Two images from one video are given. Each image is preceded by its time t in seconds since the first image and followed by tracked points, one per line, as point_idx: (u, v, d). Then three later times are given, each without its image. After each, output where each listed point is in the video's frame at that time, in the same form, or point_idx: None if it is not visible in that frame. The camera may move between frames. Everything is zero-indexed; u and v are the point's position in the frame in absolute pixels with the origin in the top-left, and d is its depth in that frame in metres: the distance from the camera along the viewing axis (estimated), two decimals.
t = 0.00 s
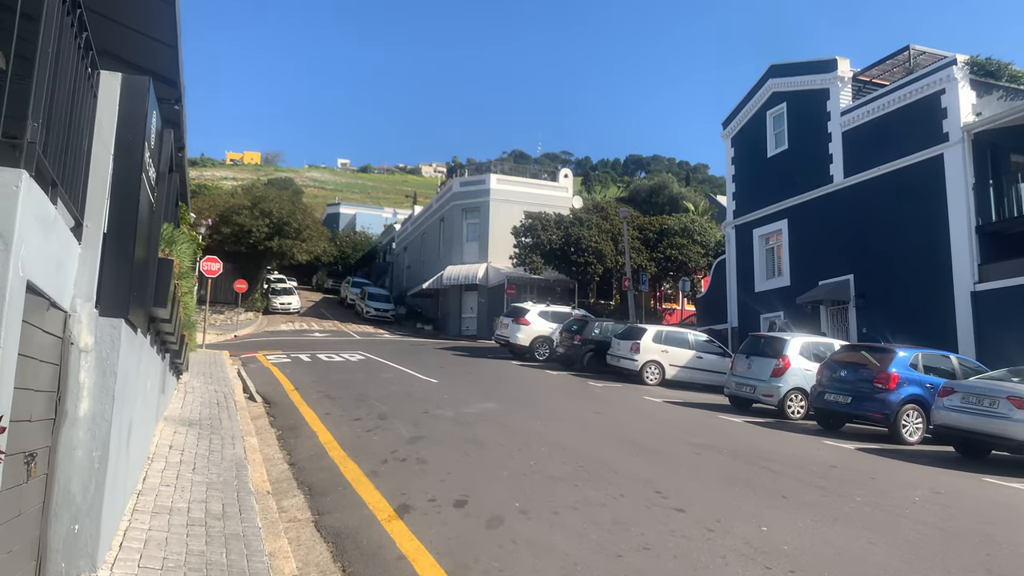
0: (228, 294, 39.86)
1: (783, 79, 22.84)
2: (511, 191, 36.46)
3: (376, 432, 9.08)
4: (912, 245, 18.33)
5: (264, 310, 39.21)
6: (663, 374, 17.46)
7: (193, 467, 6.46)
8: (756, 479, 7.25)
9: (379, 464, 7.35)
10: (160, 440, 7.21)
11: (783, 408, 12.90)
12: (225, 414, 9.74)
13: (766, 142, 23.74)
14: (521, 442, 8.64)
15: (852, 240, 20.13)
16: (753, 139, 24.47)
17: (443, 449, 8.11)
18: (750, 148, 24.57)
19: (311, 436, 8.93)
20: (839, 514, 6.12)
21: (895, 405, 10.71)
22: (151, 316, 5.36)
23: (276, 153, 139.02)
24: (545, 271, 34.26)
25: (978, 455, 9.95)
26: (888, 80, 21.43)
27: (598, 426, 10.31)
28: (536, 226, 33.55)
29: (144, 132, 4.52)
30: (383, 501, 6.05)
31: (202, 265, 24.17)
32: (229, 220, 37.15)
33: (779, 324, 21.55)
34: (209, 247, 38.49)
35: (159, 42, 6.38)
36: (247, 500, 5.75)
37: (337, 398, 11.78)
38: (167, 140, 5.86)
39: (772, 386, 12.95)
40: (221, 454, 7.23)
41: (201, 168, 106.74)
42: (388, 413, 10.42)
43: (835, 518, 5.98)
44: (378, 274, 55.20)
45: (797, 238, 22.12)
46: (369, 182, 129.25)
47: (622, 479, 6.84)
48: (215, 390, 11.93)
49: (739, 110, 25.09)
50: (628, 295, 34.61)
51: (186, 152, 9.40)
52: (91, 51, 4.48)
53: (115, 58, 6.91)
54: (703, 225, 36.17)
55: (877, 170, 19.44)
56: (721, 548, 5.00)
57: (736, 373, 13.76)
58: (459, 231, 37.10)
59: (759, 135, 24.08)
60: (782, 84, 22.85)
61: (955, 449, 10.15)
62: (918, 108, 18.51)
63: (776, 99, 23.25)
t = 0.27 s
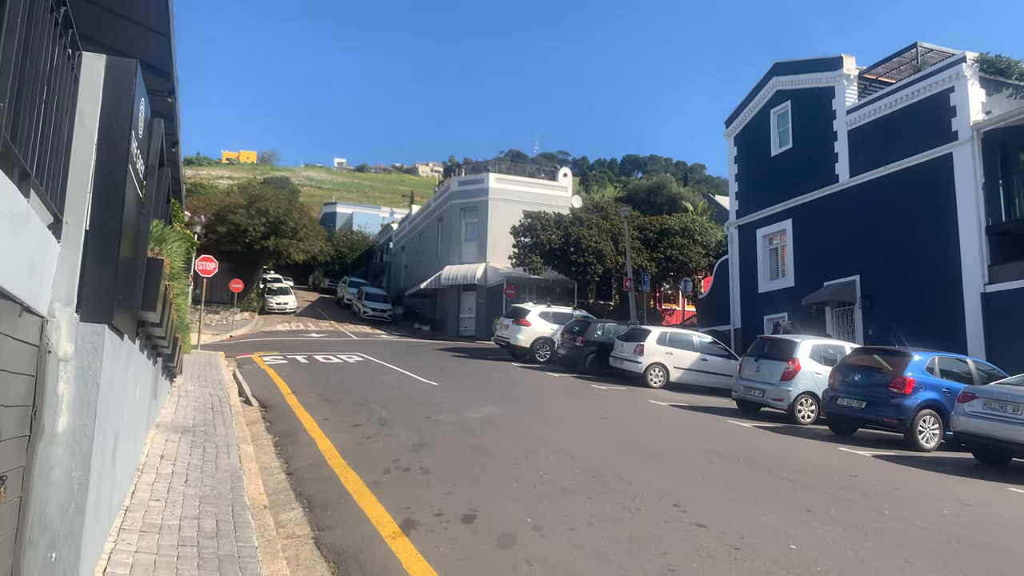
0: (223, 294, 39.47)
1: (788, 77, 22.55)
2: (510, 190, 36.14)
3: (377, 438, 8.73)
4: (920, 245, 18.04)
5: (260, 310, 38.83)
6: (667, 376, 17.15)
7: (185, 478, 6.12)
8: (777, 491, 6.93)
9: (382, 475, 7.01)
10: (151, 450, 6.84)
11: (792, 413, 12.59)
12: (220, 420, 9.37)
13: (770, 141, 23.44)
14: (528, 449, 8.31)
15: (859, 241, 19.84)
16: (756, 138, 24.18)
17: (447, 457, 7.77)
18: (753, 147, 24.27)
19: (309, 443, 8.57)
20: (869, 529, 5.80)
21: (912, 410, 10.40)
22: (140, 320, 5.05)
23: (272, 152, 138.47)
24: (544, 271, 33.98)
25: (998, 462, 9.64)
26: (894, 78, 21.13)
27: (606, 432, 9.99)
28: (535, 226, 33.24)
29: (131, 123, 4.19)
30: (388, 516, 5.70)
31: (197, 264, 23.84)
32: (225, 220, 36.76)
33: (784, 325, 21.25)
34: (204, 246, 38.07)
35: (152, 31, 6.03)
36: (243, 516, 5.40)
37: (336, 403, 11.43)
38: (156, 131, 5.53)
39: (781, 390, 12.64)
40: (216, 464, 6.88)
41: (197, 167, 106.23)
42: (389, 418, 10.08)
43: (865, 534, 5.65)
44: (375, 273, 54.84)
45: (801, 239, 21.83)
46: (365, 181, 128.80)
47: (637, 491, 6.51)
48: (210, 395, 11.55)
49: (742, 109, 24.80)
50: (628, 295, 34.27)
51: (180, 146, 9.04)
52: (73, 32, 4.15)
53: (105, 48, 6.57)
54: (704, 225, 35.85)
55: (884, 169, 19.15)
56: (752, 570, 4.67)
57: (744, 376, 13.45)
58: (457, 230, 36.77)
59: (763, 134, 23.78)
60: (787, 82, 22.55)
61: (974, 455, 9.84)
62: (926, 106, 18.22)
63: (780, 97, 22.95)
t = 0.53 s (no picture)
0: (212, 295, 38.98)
1: (784, 74, 22.34)
2: (503, 190, 35.84)
3: (372, 443, 8.40)
4: (919, 244, 17.84)
5: (249, 310, 38.36)
6: (665, 377, 16.86)
7: (168, 488, 5.77)
8: (790, 499, 6.63)
9: (377, 483, 6.68)
10: (133, 457, 6.49)
11: (795, 415, 12.32)
12: (207, 424, 9.00)
13: (766, 140, 23.22)
14: (528, 454, 8.00)
15: (857, 240, 19.62)
16: (751, 137, 23.96)
17: (445, 463, 7.45)
18: (749, 145, 24.04)
19: (300, 448, 8.23)
20: (891, 541, 5.52)
21: (920, 413, 10.14)
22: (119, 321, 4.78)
23: (262, 152, 137.68)
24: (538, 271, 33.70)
25: (1010, 466, 9.39)
26: (892, 76, 20.94)
27: (607, 436, 9.67)
28: (529, 225, 32.93)
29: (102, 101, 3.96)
30: (385, 529, 5.37)
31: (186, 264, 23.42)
32: (214, 219, 36.28)
33: (780, 326, 21.01)
34: (193, 245, 37.57)
35: (135, 15, 5.70)
36: (230, 530, 5.06)
37: (328, 406, 11.07)
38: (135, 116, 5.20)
39: (784, 392, 12.37)
40: (202, 472, 6.53)
41: (186, 167, 105.41)
42: (383, 422, 9.75)
43: (889, 546, 5.37)
44: (366, 274, 54.42)
45: (798, 238, 21.61)
46: (356, 181, 128.19)
47: (646, 500, 6.21)
48: (197, 398, 11.16)
49: (738, 107, 24.58)
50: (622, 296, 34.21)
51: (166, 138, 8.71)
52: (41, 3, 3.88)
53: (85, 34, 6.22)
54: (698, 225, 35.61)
55: (882, 168, 18.95)
56: None
57: (746, 378, 13.17)
58: (450, 230, 36.43)
59: (759, 133, 23.56)
60: (784, 80, 22.34)
61: (985, 459, 9.58)
62: (925, 104, 18.02)
63: (777, 95, 22.74)
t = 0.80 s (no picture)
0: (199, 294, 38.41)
1: (781, 72, 22.11)
2: (494, 188, 35.49)
3: (363, 451, 8.03)
4: (918, 244, 17.62)
5: (236, 310, 37.82)
6: (661, 379, 16.55)
7: (147, 501, 5.38)
8: (805, 511, 6.31)
9: (370, 494, 6.31)
10: (110, 466, 6.09)
11: (797, 419, 12.03)
12: (190, 430, 8.60)
13: (762, 138, 22.98)
14: (528, 462, 7.64)
15: (855, 240, 19.40)
16: (747, 135, 23.72)
17: (441, 472, 7.09)
18: (745, 143, 23.79)
19: (288, 456, 7.84)
20: (917, 557, 5.21)
21: (928, 417, 9.86)
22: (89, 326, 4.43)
23: (250, 150, 136.69)
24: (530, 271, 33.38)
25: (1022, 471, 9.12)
26: (889, 74, 20.74)
27: (608, 441, 9.34)
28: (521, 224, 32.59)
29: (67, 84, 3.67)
30: (380, 546, 5.00)
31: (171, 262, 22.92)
32: (201, 217, 35.72)
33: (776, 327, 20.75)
34: (179, 243, 37.01)
35: None
36: (212, 549, 4.67)
37: (317, 410, 10.68)
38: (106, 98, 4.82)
39: (786, 395, 12.08)
40: (184, 483, 6.14)
41: (173, 165, 104.41)
42: (375, 427, 9.38)
43: (916, 563, 5.06)
44: (355, 273, 53.93)
45: (795, 238, 21.38)
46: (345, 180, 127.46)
47: (656, 513, 5.87)
48: (180, 402, 10.74)
49: (734, 105, 24.34)
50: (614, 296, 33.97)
51: (147, 130, 8.34)
52: None
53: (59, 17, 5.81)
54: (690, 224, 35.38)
55: (881, 167, 18.73)
56: None
57: (746, 380, 12.87)
58: (440, 229, 36.04)
59: (755, 131, 23.32)
60: (780, 78, 22.11)
61: (996, 465, 9.31)
62: (924, 102, 17.82)
63: (773, 93, 22.51)
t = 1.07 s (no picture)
0: (190, 293, 37.96)
1: (781, 69, 21.87)
2: (489, 187, 35.18)
3: (359, 455, 7.68)
4: (921, 243, 17.38)
5: (228, 310, 37.38)
6: (661, 380, 16.24)
7: (129, 513, 5.01)
8: (827, 520, 6.00)
9: (368, 502, 5.98)
10: (92, 472, 5.72)
11: (804, 420, 11.75)
12: (178, 433, 8.23)
13: (761, 136, 22.72)
14: (532, 466, 7.32)
15: (856, 239, 19.16)
16: (745, 133, 23.47)
17: (442, 478, 6.74)
18: (743, 141, 23.55)
19: (281, 461, 7.48)
20: (950, 569, 4.90)
21: (941, 419, 9.57)
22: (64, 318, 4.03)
23: (242, 149, 135.98)
24: (525, 270, 33.09)
25: None
26: (890, 71, 20.52)
27: (613, 444, 9.02)
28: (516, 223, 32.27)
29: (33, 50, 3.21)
30: (380, 560, 4.66)
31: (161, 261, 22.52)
32: (192, 215, 35.26)
33: (776, 327, 20.48)
34: (170, 242, 36.54)
35: None
36: (199, 565, 4.31)
37: (310, 412, 10.32)
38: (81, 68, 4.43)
39: (792, 396, 11.79)
40: (171, 490, 5.77)
41: (164, 164, 103.70)
42: (371, 430, 9.03)
43: None
44: (348, 272, 53.50)
45: (794, 236, 21.14)
46: (337, 180, 126.91)
47: (671, 522, 5.56)
48: (168, 403, 10.35)
49: (732, 102, 24.09)
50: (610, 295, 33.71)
51: (133, 121, 8.00)
52: None
53: None
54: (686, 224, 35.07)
55: (883, 165, 18.49)
56: None
57: (750, 381, 12.58)
58: (434, 228, 35.70)
59: (754, 129, 23.07)
60: (780, 75, 21.88)
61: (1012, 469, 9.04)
62: (927, 99, 17.59)
63: (772, 90, 22.27)
